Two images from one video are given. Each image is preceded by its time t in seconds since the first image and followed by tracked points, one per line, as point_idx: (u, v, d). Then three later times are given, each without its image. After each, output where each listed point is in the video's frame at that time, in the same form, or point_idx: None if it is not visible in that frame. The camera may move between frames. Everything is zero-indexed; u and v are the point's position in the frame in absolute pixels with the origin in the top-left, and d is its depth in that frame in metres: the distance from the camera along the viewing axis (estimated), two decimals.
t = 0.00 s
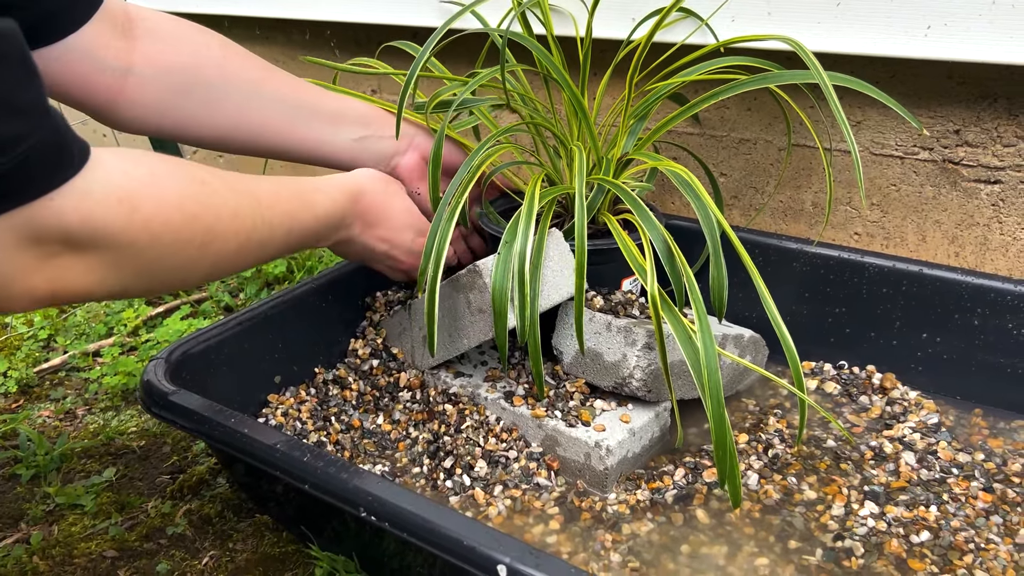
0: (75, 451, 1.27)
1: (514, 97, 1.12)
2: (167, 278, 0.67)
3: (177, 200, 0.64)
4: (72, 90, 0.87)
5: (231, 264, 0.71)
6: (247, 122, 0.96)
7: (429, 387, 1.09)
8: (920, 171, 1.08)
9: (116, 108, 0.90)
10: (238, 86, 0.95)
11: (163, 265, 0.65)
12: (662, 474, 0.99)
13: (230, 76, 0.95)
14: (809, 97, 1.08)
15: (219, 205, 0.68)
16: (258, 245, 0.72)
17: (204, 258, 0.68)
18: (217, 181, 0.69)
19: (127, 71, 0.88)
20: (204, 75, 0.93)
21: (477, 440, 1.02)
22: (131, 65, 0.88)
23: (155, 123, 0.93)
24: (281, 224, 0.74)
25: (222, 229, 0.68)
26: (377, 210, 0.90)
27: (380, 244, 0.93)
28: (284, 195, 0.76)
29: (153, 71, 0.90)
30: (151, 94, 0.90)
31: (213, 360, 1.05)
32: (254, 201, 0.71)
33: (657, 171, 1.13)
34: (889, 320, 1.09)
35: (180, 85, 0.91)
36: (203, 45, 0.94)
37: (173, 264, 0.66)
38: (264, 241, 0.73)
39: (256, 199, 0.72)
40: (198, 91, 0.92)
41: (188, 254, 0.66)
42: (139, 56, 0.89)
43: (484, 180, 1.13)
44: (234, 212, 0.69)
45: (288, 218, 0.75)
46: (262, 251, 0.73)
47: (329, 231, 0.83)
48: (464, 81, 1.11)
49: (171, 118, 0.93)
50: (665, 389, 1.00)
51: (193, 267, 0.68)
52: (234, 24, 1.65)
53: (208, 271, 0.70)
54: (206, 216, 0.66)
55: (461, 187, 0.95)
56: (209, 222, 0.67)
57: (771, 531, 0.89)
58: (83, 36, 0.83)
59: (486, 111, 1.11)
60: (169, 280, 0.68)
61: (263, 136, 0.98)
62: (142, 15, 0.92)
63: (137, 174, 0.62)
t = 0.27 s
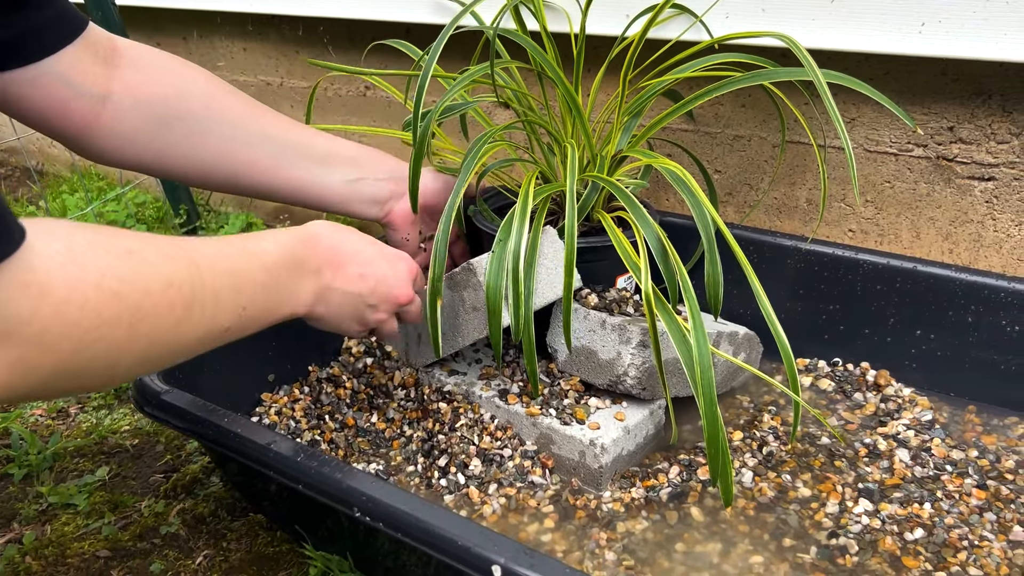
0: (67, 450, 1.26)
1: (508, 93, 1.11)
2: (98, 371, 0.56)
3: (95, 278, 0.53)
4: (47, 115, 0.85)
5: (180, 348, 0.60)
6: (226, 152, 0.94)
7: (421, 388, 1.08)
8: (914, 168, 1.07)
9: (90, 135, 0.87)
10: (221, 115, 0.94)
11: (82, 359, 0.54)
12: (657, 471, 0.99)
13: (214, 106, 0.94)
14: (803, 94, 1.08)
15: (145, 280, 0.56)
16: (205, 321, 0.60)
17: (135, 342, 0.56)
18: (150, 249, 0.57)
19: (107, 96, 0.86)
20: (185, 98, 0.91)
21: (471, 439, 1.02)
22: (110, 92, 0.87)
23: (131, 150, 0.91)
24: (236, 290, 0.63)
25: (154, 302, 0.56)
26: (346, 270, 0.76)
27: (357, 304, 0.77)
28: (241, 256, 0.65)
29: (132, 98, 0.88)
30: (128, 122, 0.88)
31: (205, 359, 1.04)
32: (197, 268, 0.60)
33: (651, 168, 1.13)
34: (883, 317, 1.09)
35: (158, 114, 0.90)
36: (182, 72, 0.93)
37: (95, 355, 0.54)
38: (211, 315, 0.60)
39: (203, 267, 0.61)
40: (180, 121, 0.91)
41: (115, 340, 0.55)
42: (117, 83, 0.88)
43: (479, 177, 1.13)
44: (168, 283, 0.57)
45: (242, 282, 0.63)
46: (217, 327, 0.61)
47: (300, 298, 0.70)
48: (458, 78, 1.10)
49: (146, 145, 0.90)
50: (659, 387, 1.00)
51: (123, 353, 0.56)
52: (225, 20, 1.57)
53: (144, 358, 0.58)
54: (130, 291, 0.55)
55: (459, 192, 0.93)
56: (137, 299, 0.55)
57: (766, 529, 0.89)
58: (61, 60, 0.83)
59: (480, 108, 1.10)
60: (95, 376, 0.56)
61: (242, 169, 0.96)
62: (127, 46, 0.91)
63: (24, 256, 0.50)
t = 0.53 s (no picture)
0: (61, 453, 1.25)
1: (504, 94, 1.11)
2: (78, 396, 0.55)
3: (70, 294, 0.54)
4: (94, 129, 0.85)
5: (166, 375, 0.59)
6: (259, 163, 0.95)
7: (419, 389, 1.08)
8: (912, 168, 1.07)
9: (135, 144, 0.88)
10: (258, 129, 0.94)
11: (60, 382, 0.53)
12: (655, 475, 0.98)
13: (248, 116, 0.94)
14: (801, 94, 1.07)
15: (123, 300, 0.57)
16: (188, 348, 0.60)
17: (116, 362, 0.55)
18: (127, 276, 0.59)
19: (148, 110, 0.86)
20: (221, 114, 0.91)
21: (468, 442, 1.02)
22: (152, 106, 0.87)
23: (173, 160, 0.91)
24: (219, 319, 0.63)
25: (132, 322, 0.56)
26: (332, 324, 0.77)
27: (343, 381, 0.75)
28: (222, 295, 0.66)
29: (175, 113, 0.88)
30: (169, 133, 0.89)
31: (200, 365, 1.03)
32: (174, 294, 0.61)
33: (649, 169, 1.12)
34: (881, 319, 1.08)
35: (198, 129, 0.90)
36: (214, 82, 0.92)
37: (74, 377, 0.53)
38: (193, 346, 0.60)
39: (180, 296, 0.62)
40: (218, 132, 0.91)
41: (93, 360, 0.54)
42: (159, 95, 0.87)
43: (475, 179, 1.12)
44: (146, 304, 0.58)
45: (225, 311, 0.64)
46: (202, 356, 0.61)
47: (293, 342, 0.70)
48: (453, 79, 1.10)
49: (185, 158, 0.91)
50: (657, 390, 0.99)
51: (104, 377, 0.55)
52: (220, 19, 1.55)
53: (128, 386, 0.57)
54: (106, 309, 0.55)
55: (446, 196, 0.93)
56: (117, 317, 0.56)
57: (765, 533, 0.89)
58: (102, 74, 0.82)
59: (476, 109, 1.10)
60: (76, 401, 0.55)
61: (273, 179, 0.96)
62: (164, 55, 0.90)
63: None
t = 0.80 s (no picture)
0: (58, 453, 1.24)
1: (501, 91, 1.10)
2: (115, 377, 0.59)
3: (118, 278, 0.60)
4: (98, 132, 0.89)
5: (193, 371, 0.64)
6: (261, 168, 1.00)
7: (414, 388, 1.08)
8: (908, 166, 1.07)
9: (138, 148, 0.92)
10: (260, 130, 0.99)
11: (104, 359, 0.58)
12: (653, 473, 0.98)
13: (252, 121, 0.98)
14: (797, 92, 1.07)
15: (163, 296, 0.63)
16: (211, 353, 0.66)
17: (153, 351, 0.61)
18: (164, 279, 0.65)
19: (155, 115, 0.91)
20: (223, 118, 0.96)
21: (466, 441, 1.02)
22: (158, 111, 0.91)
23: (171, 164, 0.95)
24: (237, 338, 0.69)
25: (168, 317, 0.62)
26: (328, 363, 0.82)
27: (336, 424, 0.79)
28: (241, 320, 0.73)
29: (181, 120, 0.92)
30: (172, 137, 0.93)
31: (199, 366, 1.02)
32: (202, 304, 0.68)
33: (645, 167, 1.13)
34: (878, 316, 1.09)
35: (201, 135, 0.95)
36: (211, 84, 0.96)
37: (116, 357, 0.59)
38: (217, 354, 0.66)
39: (208, 307, 0.68)
40: (223, 137, 0.96)
41: (134, 343, 0.59)
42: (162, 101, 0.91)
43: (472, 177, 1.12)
44: (180, 304, 0.64)
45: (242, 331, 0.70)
46: (220, 367, 0.66)
47: (297, 377, 0.75)
48: (449, 77, 1.10)
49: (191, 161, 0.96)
50: (655, 388, 0.99)
51: (141, 364, 0.60)
52: (215, 18, 1.54)
53: (158, 380, 0.62)
54: (148, 299, 0.61)
55: (448, 191, 0.94)
56: (155, 310, 0.61)
57: (762, 530, 0.89)
58: (104, 81, 0.85)
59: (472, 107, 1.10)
60: (113, 381, 0.59)
61: (274, 179, 1.01)
62: (168, 58, 0.93)
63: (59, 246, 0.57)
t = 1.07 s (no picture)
0: (58, 461, 1.24)
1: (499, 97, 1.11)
2: (108, 379, 0.59)
3: (113, 281, 0.60)
4: (107, 143, 0.89)
5: (185, 376, 0.64)
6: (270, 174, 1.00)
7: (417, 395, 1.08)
8: (907, 171, 1.07)
9: (147, 158, 0.92)
10: (269, 137, 0.99)
11: (97, 360, 0.58)
12: (653, 479, 0.98)
13: (258, 125, 0.98)
14: (795, 97, 1.07)
15: (155, 301, 0.64)
16: (202, 360, 0.66)
17: (146, 354, 0.61)
18: (156, 286, 0.66)
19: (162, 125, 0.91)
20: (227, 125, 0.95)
21: (467, 447, 1.02)
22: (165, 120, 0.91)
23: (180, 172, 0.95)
24: (226, 348, 0.69)
25: (160, 322, 0.62)
26: (314, 374, 0.83)
27: (326, 434, 0.81)
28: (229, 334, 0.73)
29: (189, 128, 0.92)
30: (173, 147, 0.93)
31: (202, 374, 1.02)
32: (192, 314, 0.68)
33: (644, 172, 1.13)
34: (878, 321, 1.09)
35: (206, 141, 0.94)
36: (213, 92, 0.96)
37: (110, 359, 0.58)
38: (207, 362, 0.66)
39: (198, 318, 0.69)
40: (231, 144, 0.96)
41: (128, 346, 0.59)
42: (170, 110, 0.91)
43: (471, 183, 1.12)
44: (170, 310, 0.65)
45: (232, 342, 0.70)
46: (209, 376, 0.66)
47: (284, 391, 0.75)
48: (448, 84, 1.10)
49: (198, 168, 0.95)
50: (655, 394, 1.00)
51: (133, 366, 0.60)
52: (213, 23, 1.53)
53: (151, 384, 0.62)
54: (141, 302, 0.61)
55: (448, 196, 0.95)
56: (147, 314, 0.61)
57: (763, 535, 0.89)
58: (113, 92, 0.86)
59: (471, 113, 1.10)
60: (105, 383, 0.59)
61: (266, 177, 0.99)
62: (178, 67, 0.94)
63: (55, 247, 0.58)
